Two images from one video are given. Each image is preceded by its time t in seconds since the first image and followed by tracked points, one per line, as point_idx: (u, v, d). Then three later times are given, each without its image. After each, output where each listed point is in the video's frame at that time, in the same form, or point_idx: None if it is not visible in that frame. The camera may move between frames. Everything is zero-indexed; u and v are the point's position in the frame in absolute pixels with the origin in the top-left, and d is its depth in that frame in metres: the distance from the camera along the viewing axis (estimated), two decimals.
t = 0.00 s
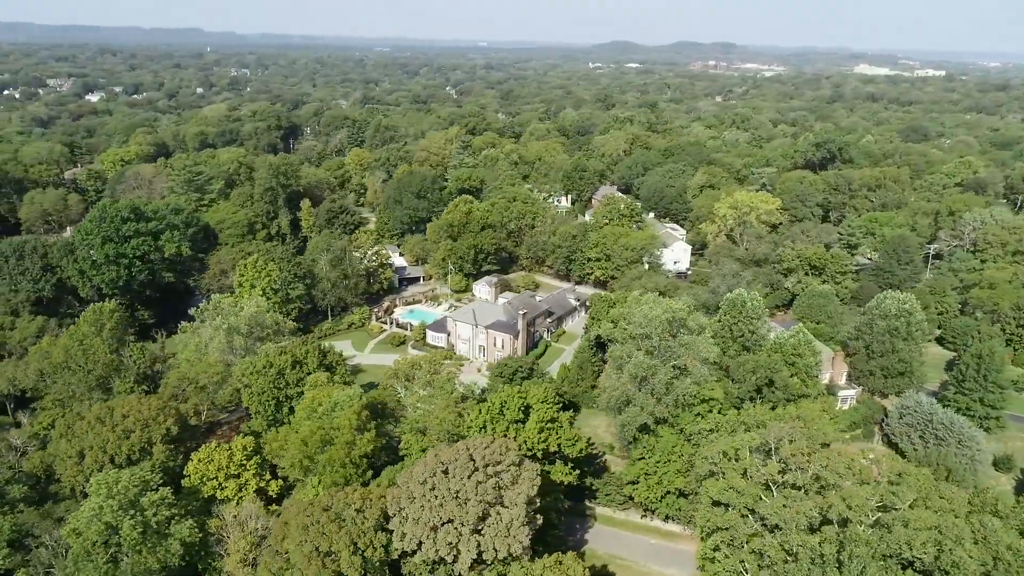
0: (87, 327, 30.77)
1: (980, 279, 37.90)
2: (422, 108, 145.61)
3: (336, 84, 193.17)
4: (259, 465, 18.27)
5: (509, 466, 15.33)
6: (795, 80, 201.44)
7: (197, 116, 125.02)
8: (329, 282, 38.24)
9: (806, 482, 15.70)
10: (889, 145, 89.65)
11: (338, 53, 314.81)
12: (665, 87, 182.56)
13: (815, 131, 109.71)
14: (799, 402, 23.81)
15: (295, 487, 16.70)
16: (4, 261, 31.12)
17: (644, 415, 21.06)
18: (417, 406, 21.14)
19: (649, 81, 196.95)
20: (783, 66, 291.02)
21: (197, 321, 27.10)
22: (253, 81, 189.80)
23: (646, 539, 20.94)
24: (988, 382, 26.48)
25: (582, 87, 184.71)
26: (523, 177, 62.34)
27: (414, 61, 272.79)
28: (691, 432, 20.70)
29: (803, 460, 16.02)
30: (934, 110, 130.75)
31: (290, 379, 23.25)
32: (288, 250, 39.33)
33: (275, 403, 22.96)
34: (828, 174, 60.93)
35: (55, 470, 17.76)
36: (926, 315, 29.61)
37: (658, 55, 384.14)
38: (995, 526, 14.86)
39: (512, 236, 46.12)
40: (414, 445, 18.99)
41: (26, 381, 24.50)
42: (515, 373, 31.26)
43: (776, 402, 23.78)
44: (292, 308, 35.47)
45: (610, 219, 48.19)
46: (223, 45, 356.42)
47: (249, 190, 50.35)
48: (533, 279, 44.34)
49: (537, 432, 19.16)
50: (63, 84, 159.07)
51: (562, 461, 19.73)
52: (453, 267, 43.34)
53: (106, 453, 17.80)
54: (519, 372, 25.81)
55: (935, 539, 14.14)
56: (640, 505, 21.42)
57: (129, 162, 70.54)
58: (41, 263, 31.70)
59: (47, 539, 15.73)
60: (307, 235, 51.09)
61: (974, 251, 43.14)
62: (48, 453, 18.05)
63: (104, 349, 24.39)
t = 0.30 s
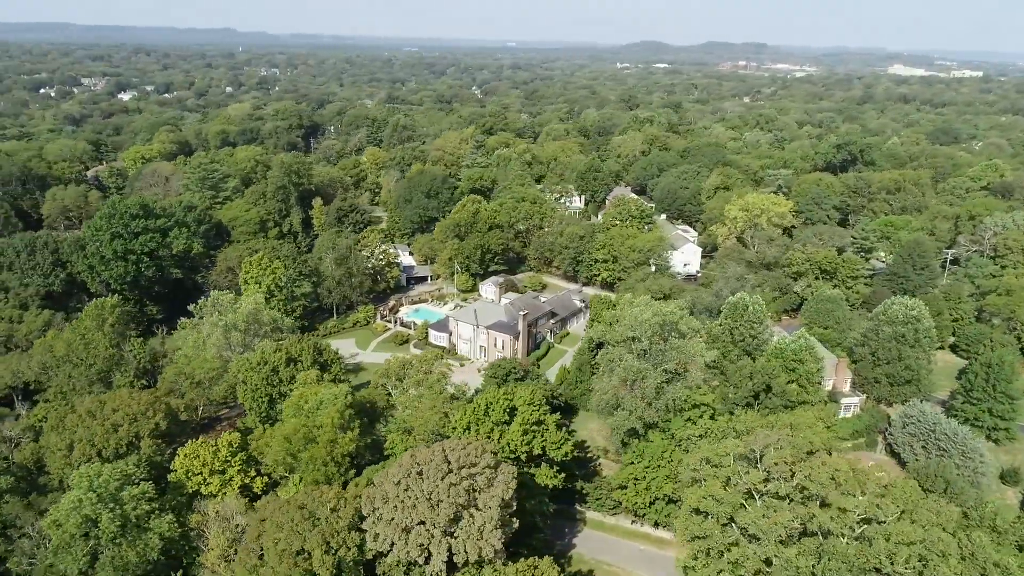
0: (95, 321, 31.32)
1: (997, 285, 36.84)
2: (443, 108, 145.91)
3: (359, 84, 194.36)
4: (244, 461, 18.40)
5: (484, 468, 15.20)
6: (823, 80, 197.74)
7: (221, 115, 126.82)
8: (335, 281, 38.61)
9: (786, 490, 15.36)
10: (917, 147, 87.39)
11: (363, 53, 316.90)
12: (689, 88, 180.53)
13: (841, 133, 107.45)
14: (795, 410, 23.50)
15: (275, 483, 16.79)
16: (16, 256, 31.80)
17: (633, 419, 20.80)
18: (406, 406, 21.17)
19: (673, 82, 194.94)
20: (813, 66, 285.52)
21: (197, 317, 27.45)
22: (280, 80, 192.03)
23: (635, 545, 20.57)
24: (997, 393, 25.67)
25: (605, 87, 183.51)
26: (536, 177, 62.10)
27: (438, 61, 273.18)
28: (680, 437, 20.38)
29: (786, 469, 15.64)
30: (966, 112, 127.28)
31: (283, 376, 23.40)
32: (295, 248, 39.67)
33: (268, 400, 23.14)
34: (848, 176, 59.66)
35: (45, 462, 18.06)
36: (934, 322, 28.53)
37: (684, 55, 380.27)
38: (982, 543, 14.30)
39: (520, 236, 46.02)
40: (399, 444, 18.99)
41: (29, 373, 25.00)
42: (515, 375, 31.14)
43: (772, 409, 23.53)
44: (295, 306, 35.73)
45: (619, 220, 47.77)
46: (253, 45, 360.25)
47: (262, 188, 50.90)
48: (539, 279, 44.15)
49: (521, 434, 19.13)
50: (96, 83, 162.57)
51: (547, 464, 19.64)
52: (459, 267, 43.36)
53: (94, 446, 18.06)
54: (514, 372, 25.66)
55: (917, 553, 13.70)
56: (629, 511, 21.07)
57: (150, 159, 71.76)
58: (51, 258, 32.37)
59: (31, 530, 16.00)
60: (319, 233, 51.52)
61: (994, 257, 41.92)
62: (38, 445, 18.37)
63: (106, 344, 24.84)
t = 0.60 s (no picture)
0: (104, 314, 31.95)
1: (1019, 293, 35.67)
2: (465, 108, 146.11)
3: (384, 83, 195.59)
4: (231, 456, 18.61)
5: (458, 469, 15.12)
6: (853, 81, 193.87)
7: (246, 113, 128.59)
8: (341, 279, 39.03)
9: (767, 500, 15.05)
10: (947, 150, 84.97)
11: (390, 53, 318.86)
12: (714, 88, 178.34)
13: (870, 134, 104.91)
14: (794, 417, 23.30)
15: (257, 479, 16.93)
16: (30, 250, 32.58)
17: (621, 422, 20.60)
18: (395, 406, 21.23)
19: (699, 82, 192.56)
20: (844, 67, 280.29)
21: (199, 312, 27.83)
22: (307, 80, 194.23)
23: (624, 552, 20.12)
24: (1008, 404, 24.68)
25: (629, 87, 182.04)
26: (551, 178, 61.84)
27: (465, 61, 273.61)
28: (668, 443, 20.06)
29: (767, 478, 15.32)
30: (1003, 114, 123.33)
31: (277, 372, 23.60)
32: (304, 247, 40.08)
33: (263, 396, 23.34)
34: (871, 178, 58.27)
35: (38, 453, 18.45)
36: (942, 330, 27.48)
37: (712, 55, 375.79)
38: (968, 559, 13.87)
39: (530, 236, 45.94)
40: (384, 443, 19.05)
41: (35, 365, 25.58)
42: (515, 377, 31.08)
43: (769, 415, 23.52)
44: (302, 303, 36.37)
45: (630, 221, 47.23)
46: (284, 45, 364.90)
47: (276, 186, 51.50)
48: (548, 280, 43.94)
49: (507, 436, 19.08)
50: (129, 82, 166.08)
51: (533, 467, 19.53)
52: (467, 266, 43.37)
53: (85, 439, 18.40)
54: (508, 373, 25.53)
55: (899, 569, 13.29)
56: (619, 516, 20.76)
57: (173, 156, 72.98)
58: (64, 252, 33.11)
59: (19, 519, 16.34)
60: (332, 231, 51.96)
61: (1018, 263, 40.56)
62: (33, 436, 18.78)
63: (110, 338, 25.36)
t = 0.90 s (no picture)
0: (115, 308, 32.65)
1: None
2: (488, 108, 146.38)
3: (410, 83, 196.92)
4: (221, 450, 18.86)
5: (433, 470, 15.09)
6: (886, 82, 189.56)
7: (273, 112, 130.56)
8: (350, 277, 39.35)
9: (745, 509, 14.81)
10: (981, 153, 82.43)
11: (417, 53, 320.85)
12: (742, 89, 175.88)
13: (900, 137, 102.34)
14: (793, 426, 22.89)
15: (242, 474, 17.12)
16: (47, 244, 33.49)
17: (611, 427, 20.42)
18: (386, 404, 21.33)
19: (727, 83, 190.07)
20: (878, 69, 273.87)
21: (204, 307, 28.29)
22: (334, 79, 196.46)
23: (613, 557, 19.75)
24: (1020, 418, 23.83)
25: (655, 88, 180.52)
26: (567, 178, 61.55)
27: (491, 61, 274.00)
28: (658, 448, 19.80)
29: (748, 487, 15.04)
30: None
31: (274, 369, 23.85)
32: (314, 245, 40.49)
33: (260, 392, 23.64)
34: (895, 181, 56.82)
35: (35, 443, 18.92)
36: (953, 338, 26.66)
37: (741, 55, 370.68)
38: None
39: (540, 237, 45.76)
40: (371, 440, 19.14)
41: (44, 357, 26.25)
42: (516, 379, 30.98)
43: (766, 422, 23.18)
44: (310, 300, 36.80)
45: (643, 223, 46.66)
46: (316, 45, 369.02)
47: (292, 184, 52.14)
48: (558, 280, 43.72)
49: (494, 436, 19.04)
50: (164, 80, 170.03)
51: (519, 469, 19.42)
52: (477, 266, 43.38)
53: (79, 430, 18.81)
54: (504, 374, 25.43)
55: None
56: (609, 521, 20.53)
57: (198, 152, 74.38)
58: (79, 247, 33.95)
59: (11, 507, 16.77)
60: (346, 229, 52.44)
61: None
62: (31, 426, 19.26)
63: (116, 331, 25.97)
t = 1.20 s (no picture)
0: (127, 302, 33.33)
1: None
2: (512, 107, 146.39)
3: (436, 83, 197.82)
4: (211, 444, 19.12)
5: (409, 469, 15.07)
6: (923, 84, 184.60)
7: (299, 111, 132.29)
8: (358, 275, 39.65)
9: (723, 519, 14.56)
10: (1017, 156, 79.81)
11: (445, 53, 322.20)
12: (771, 90, 173.10)
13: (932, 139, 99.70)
14: (791, 433, 22.44)
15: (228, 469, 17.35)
16: (63, 239, 34.38)
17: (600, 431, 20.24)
18: (377, 403, 21.44)
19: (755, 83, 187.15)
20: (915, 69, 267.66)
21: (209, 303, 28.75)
22: (361, 78, 198.21)
23: (603, 562, 19.47)
24: None
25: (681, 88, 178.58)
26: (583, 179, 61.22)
27: (519, 61, 274.22)
28: (646, 452, 19.57)
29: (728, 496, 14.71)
30: None
31: (271, 365, 24.14)
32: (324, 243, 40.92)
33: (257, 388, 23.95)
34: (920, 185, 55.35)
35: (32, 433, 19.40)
36: (963, 347, 25.89)
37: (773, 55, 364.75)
38: None
39: (551, 237, 45.57)
40: (359, 438, 19.25)
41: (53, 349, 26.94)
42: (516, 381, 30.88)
43: (764, 429, 22.75)
44: (318, 297, 37.19)
45: (655, 224, 46.14)
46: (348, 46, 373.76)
47: (308, 182, 52.74)
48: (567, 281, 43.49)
49: (479, 437, 19.02)
50: (197, 79, 173.63)
51: (506, 471, 19.35)
52: (486, 266, 43.35)
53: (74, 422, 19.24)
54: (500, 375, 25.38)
55: None
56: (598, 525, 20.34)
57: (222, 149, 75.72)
58: (95, 242, 34.75)
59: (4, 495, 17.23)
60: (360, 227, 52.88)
61: None
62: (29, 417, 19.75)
63: (121, 325, 26.56)
